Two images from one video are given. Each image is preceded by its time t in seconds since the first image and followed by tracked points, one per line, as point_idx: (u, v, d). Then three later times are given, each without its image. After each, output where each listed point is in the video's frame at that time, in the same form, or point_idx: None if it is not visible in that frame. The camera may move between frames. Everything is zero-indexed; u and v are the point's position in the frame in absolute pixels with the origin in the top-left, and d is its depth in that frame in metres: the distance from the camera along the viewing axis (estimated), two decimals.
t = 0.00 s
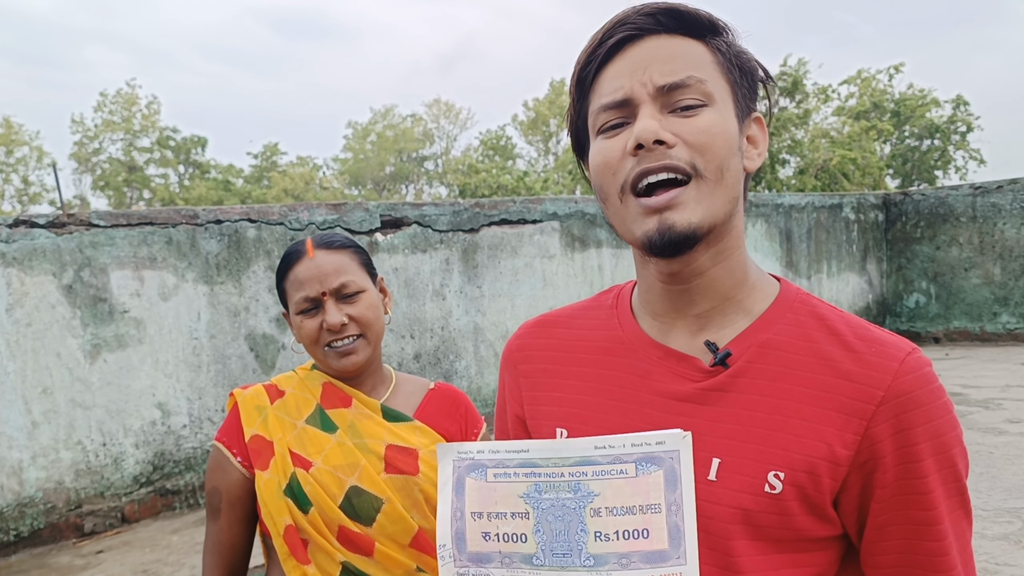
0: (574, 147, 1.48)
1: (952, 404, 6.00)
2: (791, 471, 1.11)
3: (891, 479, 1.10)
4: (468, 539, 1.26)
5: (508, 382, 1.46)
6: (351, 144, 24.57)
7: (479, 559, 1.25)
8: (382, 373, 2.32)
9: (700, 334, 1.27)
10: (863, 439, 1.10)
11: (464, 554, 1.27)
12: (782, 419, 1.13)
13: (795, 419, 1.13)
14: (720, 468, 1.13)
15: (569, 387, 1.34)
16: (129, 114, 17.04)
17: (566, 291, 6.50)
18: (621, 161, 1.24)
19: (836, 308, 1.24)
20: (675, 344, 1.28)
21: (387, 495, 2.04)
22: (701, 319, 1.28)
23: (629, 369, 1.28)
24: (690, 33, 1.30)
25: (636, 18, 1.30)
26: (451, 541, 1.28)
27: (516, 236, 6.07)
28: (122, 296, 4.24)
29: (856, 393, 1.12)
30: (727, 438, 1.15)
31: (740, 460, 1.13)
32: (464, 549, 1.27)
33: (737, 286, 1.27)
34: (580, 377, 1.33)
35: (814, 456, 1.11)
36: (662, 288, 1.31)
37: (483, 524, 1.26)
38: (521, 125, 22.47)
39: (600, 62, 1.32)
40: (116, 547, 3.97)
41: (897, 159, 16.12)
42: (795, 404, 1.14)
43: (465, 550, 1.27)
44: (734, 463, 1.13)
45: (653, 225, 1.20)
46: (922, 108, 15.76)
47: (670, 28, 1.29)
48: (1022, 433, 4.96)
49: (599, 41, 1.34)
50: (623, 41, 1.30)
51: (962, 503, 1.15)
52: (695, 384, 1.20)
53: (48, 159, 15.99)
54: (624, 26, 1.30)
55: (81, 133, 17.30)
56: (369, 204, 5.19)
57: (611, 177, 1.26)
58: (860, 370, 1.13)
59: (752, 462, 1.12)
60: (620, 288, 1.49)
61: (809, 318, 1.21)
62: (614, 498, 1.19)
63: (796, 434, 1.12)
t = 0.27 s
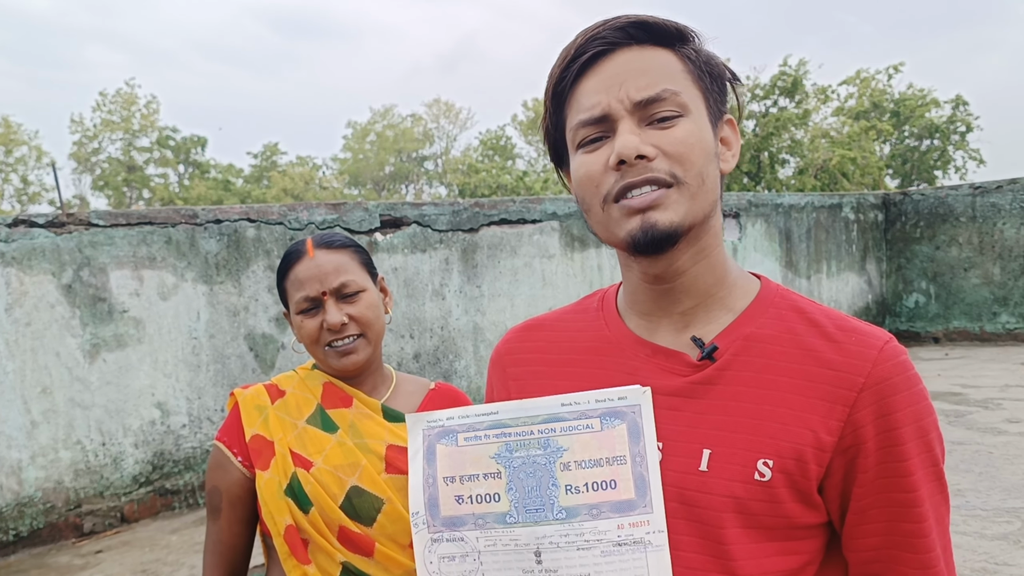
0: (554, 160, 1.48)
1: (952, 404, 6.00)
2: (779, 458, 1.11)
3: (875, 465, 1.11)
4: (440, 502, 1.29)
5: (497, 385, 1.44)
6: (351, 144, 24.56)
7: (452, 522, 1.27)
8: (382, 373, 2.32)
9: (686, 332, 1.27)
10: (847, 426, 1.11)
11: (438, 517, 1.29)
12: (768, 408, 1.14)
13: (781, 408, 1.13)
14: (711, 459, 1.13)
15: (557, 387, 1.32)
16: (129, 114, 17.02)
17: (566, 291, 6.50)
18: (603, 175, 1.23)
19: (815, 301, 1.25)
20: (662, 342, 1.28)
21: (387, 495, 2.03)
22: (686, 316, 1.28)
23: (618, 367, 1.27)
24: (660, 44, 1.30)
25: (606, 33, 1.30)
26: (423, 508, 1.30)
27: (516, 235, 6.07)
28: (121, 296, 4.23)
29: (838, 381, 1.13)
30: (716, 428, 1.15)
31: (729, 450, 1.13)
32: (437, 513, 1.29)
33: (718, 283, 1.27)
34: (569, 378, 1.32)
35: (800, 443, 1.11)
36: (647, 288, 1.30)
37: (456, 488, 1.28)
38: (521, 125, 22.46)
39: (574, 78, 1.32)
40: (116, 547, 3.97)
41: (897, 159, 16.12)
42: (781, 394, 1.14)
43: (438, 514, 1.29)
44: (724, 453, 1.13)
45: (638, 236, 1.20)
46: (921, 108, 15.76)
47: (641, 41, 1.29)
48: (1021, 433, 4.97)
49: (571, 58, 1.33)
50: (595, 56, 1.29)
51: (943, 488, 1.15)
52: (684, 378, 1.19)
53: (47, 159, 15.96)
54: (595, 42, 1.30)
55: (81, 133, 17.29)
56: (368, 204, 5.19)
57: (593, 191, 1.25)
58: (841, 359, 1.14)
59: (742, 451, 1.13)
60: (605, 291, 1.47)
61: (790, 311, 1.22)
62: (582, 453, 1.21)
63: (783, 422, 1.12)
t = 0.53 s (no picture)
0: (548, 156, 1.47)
1: (953, 404, 6.00)
2: (774, 453, 1.12)
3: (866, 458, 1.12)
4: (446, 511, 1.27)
5: (488, 385, 1.43)
6: (351, 144, 24.56)
7: (458, 530, 1.26)
8: (382, 374, 2.31)
9: (680, 330, 1.27)
10: (839, 421, 1.12)
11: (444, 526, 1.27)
12: (762, 404, 1.14)
13: (774, 404, 1.13)
14: (707, 454, 1.14)
15: (550, 385, 1.32)
16: (129, 114, 17.03)
17: (566, 291, 6.50)
18: (602, 171, 1.23)
19: (805, 297, 1.26)
20: (657, 340, 1.28)
21: (388, 495, 2.03)
22: (680, 313, 1.28)
23: (612, 366, 1.27)
24: (656, 43, 1.30)
25: (603, 31, 1.30)
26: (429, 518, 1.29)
27: (516, 235, 6.07)
28: (122, 295, 4.24)
29: (831, 376, 1.13)
30: (711, 424, 1.15)
31: (725, 446, 1.13)
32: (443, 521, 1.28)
33: (711, 282, 1.27)
34: (562, 376, 1.31)
35: (794, 438, 1.12)
36: (642, 286, 1.30)
37: (461, 496, 1.27)
38: (521, 125, 22.46)
39: (572, 74, 1.31)
40: (116, 547, 3.97)
41: (897, 159, 16.12)
42: (774, 390, 1.14)
43: (444, 523, 1.27)
44: (720, 448, 1.13)
45: (637, 234, 1.20)
46: (921, 108, 15.75)
47: (637, 41, 1.29)
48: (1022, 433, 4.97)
49: (569, 55, 1.33)
50: (593, 54, 1.29)
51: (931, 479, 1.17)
52: (679, 376, 1.19)
53: (47, 159, 15.96)
54: (592, 40, 1.30)
55: (81, 133, 17.29)
56: (369, 204, 5.19)
57: (592, 188, 1.25)
58: (833, 353, 1.14)
59: (737, 447, 1.13)
60: (596, 290, 1.47)
61: (782, 308, 1.22)
62: (587, 457, 1.20)
63: (777, 418, 1.13)
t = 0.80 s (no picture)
0: (562, 139, 1.44)
1: (953, 404, 6.00)
2: (771, 453, 1.12)
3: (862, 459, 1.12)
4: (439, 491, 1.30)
5: (490, 381, 1.44)
6: (351, 143, 24.55)
7: (452, 510, 1.29)
8: (382, 373, 2.31)
9: (680, 330, 1.27)
10: (837, 422, 1.12)
11: (439, 505, 1.30)
12: (760, 405, 1.14)
13: (772, 405, 1.14)
14: (705, 453, 1.14)
15: (551, 382, 1.32)
16: (128, 114, 17.02)
17: (566, 291, 6.50)
18: (622, 181, 1.21)
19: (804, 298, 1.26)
20: (658, 339, 1.27)
21: (388, 495, 2.04)
22: (681, 315, 1.27)
23: (612, 364, 1.27)
24: (692, 48, 1.26)
25: (642, 29, 1.25)
26: (426, 493, 1.32)
27: (516, 235, 6.07)
28: (121, 295, 4.23)
29: (830, 378, 1.13)
30: (709, 424, 1.15)
31: (722, 445, 1.14)
32: (438, 500, 1.30)
33: (714, 284, 1.27)
34: (562, 374, 1.32)
35: (791, 440, 1.12)
36: (646, 287, 1.29)
37: (450, 479, 1.28)
38: (521, 124, 22.46)
39: (602, 70, 1.27)
40: (116, 547, 3.97)
41: (896, 159, 16.12)
42: (773, 391, 1.14)
43: (440, 501, 1.30)
44: (717, 448, 1.13)
45: (650, 248, 1.20)
46: (921, 108, 15.75)
47: (675, 43, 1.25)
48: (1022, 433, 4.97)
49: (602, 46, 1.28)
50: (628, 52, 1.25)
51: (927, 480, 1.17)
52: (678, 375, 1.19)
53: (47, 159, 15.96)
54: (630, 37, 1.25)
55: (80, 133, 17.28)
56: (369, 203, 5.19)
57: (608, 192, 1.24)
58: (832, 356, 1.14)
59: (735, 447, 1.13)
60: (597, 288, 1.47)
61: (781, 309, 1.22)
62: (570, 447, 1.17)
63: (775, 419, 1.13)
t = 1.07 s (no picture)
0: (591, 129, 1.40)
1: (952, 404, 6.00)
2: (777, 460, 1.12)
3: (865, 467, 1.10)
4: (427, 500, 1.40)
5: (498, 373, 1.46)
6: (350, 143, 24.55)
7: (432, 522, 1.39)
8: (382, 373, 2.32)
9: (693, 332, 1.27)
10: (843, 431, 1.11)
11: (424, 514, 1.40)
12: (768, 411, 1.14)
13: (780, 412, 1.13)
14: (710, 458, 1.14)
15: (559, 378, 1.34)
16: (128, 113, 17.01)
17: (566, 291, 6.50)
18: (659, 184, 1.20)
19: (817, 309, 1.25)
20: (668, 339, 1.28)
21: (388, 495, 2.04)
22: (695, 317, 1.28)
23: (620, 363, 1.29)
24: (740, 53, 1.23)
25: (694, 30, 1.21)
26: (418, 498, 1.43)
27: (516, 235, 6.07)
28: (122, 295, 4.24)
29: (839, 387, 1.12)
30: (717, 428, 1.15)
31: (728, 451, 1.14)
32: (423, 508, 1.41)
33: (732, 290, 1.27)
34: (570, 370, 1.34)
35: (797, 446, 1.11)
36: (663, 286, 1.29)
37: (439, 492, 1.37)
38: (520, 124, 22.46)
39: (646, 68, 1.23)
40: (116, 547, 3.97)
41: (896, 159, 16.12)
42: (781, 398, 1.14)
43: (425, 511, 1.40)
44: (723, 452, 1.14)
45: (682, 254, 1.20)
46: (921, 108, 15.74)
47: (724, 46, 1.22)
48: (1022, 432, 4.97)
49: (649, 43, 1.24)
50: (675, 53, 1.21)
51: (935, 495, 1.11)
52: (687, 378, 1.20)
53: (47, 159, 15.95)
54: (679, 37, 1.21)
55: (80, 133, 17.28)
56: (369, 203, 5.19)
57: (643, 194, 1.22)
58: (843, 365, 1.14)
59: (739, 452, 1.13)
60: (609, 284, 1.48)
61: (794, 318, 1.22)
62: (542, 511, 1.19)
63: (782, 426, 1.12)
